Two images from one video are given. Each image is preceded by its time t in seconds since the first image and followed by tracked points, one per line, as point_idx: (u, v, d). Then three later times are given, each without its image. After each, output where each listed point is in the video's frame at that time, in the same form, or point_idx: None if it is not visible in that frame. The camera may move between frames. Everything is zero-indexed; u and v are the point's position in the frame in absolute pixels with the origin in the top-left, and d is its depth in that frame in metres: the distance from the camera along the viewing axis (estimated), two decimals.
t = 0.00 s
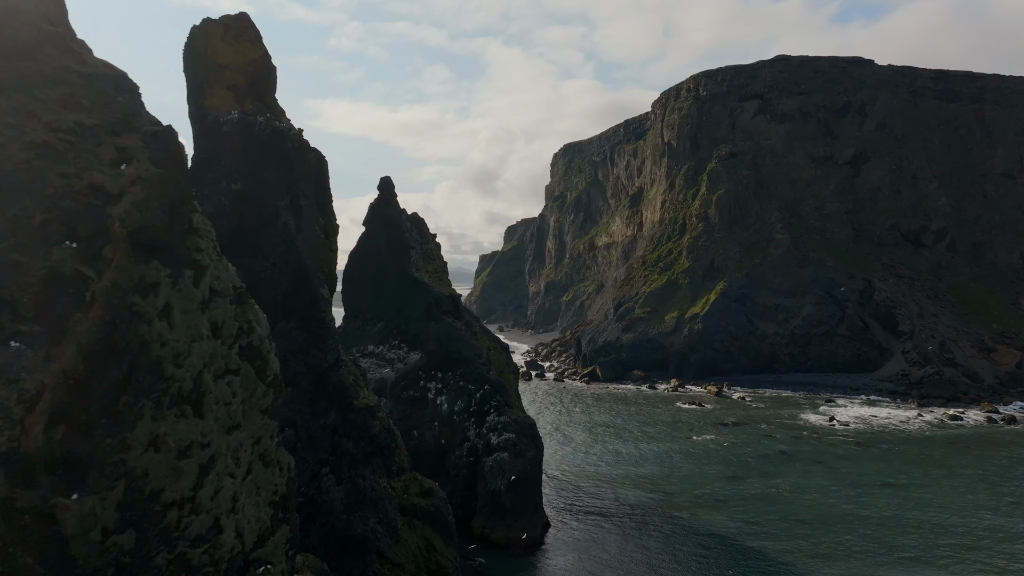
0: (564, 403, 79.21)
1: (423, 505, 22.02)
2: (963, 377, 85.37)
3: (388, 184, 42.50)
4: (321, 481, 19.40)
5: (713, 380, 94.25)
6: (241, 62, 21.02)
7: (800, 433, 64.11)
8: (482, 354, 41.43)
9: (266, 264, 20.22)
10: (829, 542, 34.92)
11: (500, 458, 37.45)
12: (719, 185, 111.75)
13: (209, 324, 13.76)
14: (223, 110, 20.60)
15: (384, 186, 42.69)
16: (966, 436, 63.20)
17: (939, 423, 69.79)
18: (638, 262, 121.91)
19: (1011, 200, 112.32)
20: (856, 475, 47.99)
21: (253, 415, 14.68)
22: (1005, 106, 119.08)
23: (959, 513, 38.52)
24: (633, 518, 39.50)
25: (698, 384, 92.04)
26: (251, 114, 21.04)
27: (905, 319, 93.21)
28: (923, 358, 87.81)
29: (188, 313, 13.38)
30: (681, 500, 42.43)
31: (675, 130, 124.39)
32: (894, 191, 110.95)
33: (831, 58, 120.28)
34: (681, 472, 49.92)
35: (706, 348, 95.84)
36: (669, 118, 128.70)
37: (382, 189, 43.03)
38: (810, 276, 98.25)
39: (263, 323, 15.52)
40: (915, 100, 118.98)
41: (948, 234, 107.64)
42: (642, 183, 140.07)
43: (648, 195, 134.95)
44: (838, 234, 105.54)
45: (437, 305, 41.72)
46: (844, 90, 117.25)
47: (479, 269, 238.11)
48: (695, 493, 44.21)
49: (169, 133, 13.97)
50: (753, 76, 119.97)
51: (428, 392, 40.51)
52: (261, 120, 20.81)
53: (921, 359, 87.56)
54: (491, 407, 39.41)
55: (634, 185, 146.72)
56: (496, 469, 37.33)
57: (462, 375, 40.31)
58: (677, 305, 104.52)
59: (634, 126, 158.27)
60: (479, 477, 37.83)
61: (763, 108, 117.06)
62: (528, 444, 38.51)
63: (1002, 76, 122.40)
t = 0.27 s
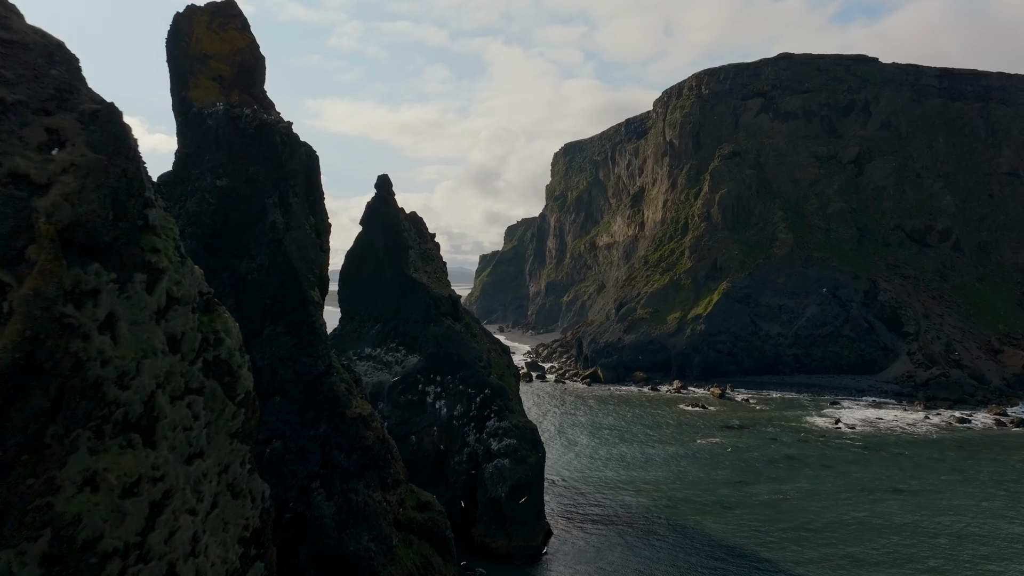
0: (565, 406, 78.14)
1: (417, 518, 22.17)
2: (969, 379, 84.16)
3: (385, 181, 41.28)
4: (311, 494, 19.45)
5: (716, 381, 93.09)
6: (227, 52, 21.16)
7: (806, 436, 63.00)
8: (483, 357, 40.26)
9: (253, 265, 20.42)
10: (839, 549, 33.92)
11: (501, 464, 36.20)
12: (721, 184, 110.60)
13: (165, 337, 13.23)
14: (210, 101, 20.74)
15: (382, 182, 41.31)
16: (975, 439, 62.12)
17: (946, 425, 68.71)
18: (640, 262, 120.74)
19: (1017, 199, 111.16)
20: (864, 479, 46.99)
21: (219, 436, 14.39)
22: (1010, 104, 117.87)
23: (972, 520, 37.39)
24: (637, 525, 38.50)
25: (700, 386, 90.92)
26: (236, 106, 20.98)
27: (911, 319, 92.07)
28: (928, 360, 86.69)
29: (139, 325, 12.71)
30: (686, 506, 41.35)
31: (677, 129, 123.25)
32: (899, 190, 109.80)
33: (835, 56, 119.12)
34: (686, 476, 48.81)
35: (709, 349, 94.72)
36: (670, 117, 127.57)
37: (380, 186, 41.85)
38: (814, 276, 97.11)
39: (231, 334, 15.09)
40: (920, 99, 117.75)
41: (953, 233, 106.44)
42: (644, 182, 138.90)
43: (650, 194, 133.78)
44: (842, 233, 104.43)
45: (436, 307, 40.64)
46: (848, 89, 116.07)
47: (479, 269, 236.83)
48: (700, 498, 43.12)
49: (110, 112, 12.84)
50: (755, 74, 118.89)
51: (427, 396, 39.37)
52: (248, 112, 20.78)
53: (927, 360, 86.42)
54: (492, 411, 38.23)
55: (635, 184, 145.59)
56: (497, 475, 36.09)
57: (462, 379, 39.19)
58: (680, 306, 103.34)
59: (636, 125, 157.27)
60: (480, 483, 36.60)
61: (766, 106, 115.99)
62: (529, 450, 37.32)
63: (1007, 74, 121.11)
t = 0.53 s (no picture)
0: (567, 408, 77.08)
1: (416, 536, 21.19)
2: (976, 381, 82.94)
3: (383, 180, 40.12)
4: (299, 512, 19.13)
5: (719, 383, 91.91)
6: (212, 40, 20.75)
7: (813, 440, 61.80)
8: (484, 361, 38.93)
9: (239, 267, 19.89)
10: (851, 559, 32.82)
11: (503, 472, 34.96)
12: (725, 184, 109.37)
13: (106, 357, 12.28)
14: (194, 92, 20.23)
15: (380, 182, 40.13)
16: (985, 443, 60.93)
17: (955, 428, 67.53)
18: (643, 262, 119.58)
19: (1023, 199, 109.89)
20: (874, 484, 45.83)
21: (174, 471, 13.55)
22: (1016, 103, 116.56)
23: (988, 529, 36.28)
24: (643, 534, 37.29)
25: (704, 388, 89.78)
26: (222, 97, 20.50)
27: (917, 320, 90.80)
28: (935, 361, 85.46)
29: (73, 345, 11.72)
30: (692, 514, 40.14)
31: (680, 127, 122.06)
32: (904, 189, 108.57)
33: (839, 54, 117.86)
34: (690, 481, 47.66)
35: (712, 350, 93.55)
36: (672, 115, 126.41)
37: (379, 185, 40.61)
38: (818, 277, 95.91)
39: (192, 351, 14.19)
40: (925, 97, 116.45)
41: (959, 233, 105.16)
42: (646, 181, 137.70)
43: (652, 194, 132.56)
44: (847, 233, 103.26)
45: (436, 309, 39.39)
46: (853, 87, 114.82)
47: (479, 269, 235.68)
48: (706, 505, 41.92)
49: (21, 82, 11.95)
50: (759, 72, 117.73)
51: (426, 401, 38.10)
52: (233, 103, 20.25)
53: (933, 362, 85.19)
54: (492, 417, 36.91)
55: (637, 184, 144.45)
56: (498, 484, 34.88)
57: (462, 383, 37.88)
58: (682, 306, 102.15)
59: (637, 123, 156.27)
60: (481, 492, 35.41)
61: (770, 104, 114.86)
62: (532, 457, 36.09)
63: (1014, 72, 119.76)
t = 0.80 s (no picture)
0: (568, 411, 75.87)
1: (415, 556, 20.28)
2: (984, 383, 81.69)
3: (381, 178, 38.86)
4: (288, 535, 18.54)
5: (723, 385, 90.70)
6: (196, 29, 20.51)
7: (820, 444, 60.56)
8: (485, 365, 37.64)
9: (224, 271, 19.40)
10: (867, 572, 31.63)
11: (504, 481, 33.70)
12: (728, 183, 108.05)
13: (15, 394, 9.67)
14: (174, 81, 19.89)
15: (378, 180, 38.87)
16: (996, 447, 59.71)
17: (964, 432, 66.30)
18: (645, 263, 118.33)
19: None
20: (885, 492, 44.58)
21: (117, 530, 11.02)
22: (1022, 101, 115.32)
23: (1007, 539, 35.12)
24: (650, 546, 36.03)
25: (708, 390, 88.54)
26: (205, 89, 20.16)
27: (924, 321, 89.55)
28: (943, 363, 84.17)
29: None
30: (700, 523, 38.92)
31: (682, 126, 120.83)
32: (909, 189, 107.34)
33: (844, 52, 116.61)
34: (698, 487, 46.38)
35: (716, 352, 92.32)
36: (675, 114, 125.17)
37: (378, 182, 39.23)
38: (824, 277, 94.66)
39: (138, 379, 11.96)
40: (930, 95, 115.23)
41: (965, 233, 103.89)
42: (648, 181, 136.47)
43: (655, 193, 131.37)
44: (852, 233, 102.05)
45: (436, 311, 38.26)
46: (858, 85, 113.59)
47: (479, 269, 234.50)
48: (715, 513, 40.66)
49: None
50: (763, 70, 116.56)
51: (426, 406, 36.87)
52: (216, 94, 19.88)
53: (941, 364, 83.92)
54: (494, 424, 35.62)
55: (638, 183, 143.26)
56: (499, 493, 33.65)
57: (463, 389, 36.64)
58: (685, 307, 100.90)
59: (639, 123, 155.36)
60: (481, 501, 34.24)
61: (773, 103, 113.72)
62: (535, 465, 34.85)
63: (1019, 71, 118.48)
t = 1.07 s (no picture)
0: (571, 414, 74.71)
1: None
2: (993, 385, 80.50)
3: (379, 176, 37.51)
4: (276, 562, 17.43)
5: (728, 387, 89.47)
6: (177, 12, 19.51)
7: (829, 448, 59.31)
8: (488, 369, 36.37)
9: (208, 274, 18.53)
10: None
11: (507, 489, 32.51)
12: (732, 182, 106.72)
13: None
14: (155, 73, 19.13)
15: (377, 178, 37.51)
16: (1008, 451, 58.54)
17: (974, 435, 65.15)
18: (647, 263, 117.11)
19: None
20: (898, 499, 43.39)
21: None
22: None
23: None
24: (657, 557, 34.83)
25: (712, 392, 87.38)
26: (187, 77, 19.28)
27: (931, 322, 88.30)
28: (951, 365, 82.90)
29: None
30: (709, 533, 37.72)
31: (685, 125, 119.56)
32: (915, 188, 106.07)
33: (848, 49, 115.32)
34: (705, 494, 45.15)
35: (720, 354, 91.10)
36: (678, 113, 123.89)
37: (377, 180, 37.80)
38: (829, 278, 93.45)
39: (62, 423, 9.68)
40: (936, 94, 113.95)
41: (972, 233, 102.60)
42: (650, 180, 135.27)
43: (657, 193, 130.14)
44: (857, 233, 100.84)
45: (436, 314, 37.07)
46: (863, 83, 112.33)
47: (480, 269, 233.23)
48: (724, 522, 39.46)
49: None
50: (767, 68, 115.35)
51: (426, 413, 35.61)
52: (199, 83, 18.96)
53: (949, 365, 82.69)
54: (497, 430, 34.34)
55: (640, 183, 142.04)
56: (502, 503, 32.41)
57: (465, 394, 35.42)
58: (689, 308, 99.70)
59: (641, 121, 154.24)
60: (483, 511, 33.00)
61: (777, 101, 112.54)
62: (539, 474, 33.68)
63: None
